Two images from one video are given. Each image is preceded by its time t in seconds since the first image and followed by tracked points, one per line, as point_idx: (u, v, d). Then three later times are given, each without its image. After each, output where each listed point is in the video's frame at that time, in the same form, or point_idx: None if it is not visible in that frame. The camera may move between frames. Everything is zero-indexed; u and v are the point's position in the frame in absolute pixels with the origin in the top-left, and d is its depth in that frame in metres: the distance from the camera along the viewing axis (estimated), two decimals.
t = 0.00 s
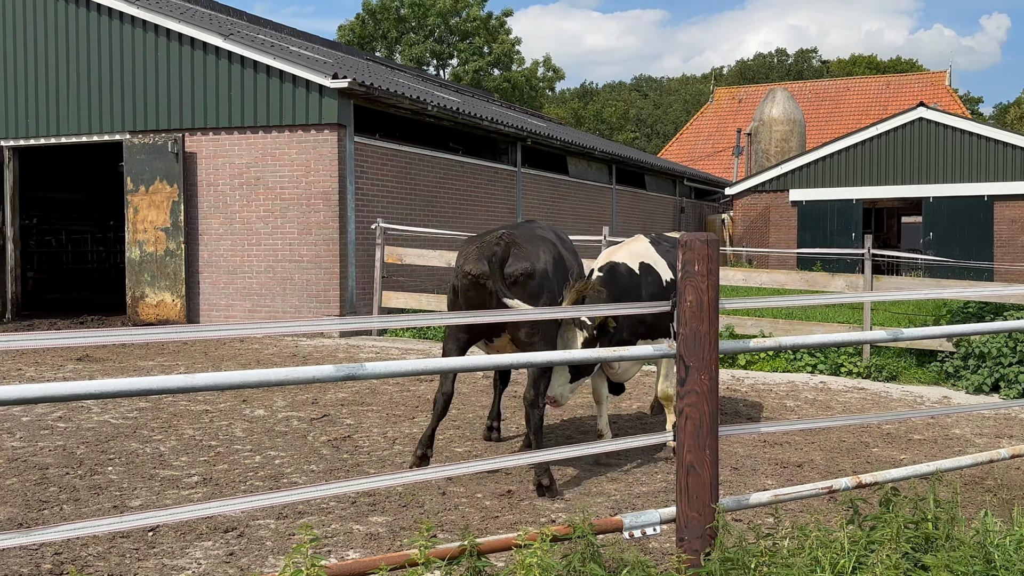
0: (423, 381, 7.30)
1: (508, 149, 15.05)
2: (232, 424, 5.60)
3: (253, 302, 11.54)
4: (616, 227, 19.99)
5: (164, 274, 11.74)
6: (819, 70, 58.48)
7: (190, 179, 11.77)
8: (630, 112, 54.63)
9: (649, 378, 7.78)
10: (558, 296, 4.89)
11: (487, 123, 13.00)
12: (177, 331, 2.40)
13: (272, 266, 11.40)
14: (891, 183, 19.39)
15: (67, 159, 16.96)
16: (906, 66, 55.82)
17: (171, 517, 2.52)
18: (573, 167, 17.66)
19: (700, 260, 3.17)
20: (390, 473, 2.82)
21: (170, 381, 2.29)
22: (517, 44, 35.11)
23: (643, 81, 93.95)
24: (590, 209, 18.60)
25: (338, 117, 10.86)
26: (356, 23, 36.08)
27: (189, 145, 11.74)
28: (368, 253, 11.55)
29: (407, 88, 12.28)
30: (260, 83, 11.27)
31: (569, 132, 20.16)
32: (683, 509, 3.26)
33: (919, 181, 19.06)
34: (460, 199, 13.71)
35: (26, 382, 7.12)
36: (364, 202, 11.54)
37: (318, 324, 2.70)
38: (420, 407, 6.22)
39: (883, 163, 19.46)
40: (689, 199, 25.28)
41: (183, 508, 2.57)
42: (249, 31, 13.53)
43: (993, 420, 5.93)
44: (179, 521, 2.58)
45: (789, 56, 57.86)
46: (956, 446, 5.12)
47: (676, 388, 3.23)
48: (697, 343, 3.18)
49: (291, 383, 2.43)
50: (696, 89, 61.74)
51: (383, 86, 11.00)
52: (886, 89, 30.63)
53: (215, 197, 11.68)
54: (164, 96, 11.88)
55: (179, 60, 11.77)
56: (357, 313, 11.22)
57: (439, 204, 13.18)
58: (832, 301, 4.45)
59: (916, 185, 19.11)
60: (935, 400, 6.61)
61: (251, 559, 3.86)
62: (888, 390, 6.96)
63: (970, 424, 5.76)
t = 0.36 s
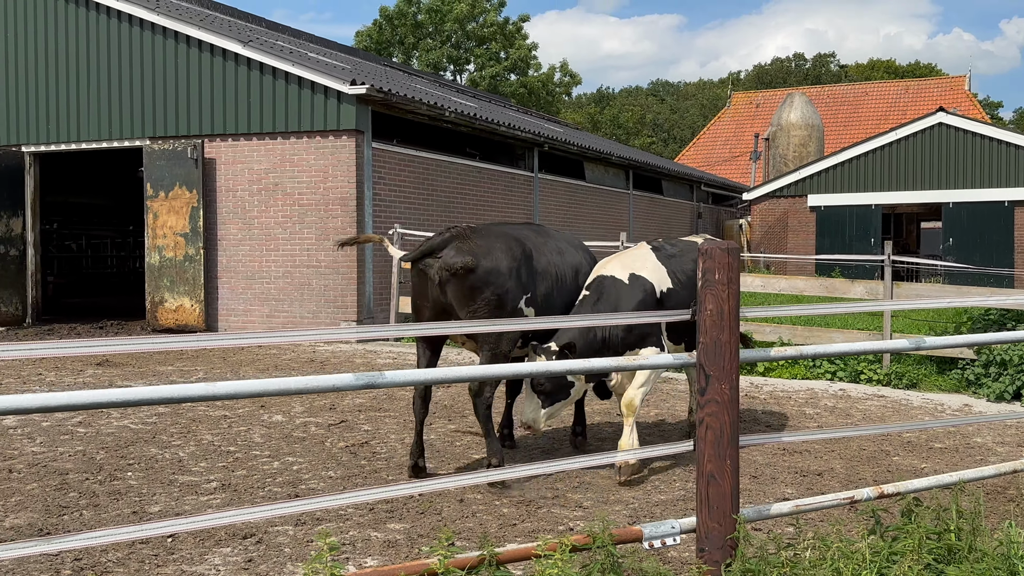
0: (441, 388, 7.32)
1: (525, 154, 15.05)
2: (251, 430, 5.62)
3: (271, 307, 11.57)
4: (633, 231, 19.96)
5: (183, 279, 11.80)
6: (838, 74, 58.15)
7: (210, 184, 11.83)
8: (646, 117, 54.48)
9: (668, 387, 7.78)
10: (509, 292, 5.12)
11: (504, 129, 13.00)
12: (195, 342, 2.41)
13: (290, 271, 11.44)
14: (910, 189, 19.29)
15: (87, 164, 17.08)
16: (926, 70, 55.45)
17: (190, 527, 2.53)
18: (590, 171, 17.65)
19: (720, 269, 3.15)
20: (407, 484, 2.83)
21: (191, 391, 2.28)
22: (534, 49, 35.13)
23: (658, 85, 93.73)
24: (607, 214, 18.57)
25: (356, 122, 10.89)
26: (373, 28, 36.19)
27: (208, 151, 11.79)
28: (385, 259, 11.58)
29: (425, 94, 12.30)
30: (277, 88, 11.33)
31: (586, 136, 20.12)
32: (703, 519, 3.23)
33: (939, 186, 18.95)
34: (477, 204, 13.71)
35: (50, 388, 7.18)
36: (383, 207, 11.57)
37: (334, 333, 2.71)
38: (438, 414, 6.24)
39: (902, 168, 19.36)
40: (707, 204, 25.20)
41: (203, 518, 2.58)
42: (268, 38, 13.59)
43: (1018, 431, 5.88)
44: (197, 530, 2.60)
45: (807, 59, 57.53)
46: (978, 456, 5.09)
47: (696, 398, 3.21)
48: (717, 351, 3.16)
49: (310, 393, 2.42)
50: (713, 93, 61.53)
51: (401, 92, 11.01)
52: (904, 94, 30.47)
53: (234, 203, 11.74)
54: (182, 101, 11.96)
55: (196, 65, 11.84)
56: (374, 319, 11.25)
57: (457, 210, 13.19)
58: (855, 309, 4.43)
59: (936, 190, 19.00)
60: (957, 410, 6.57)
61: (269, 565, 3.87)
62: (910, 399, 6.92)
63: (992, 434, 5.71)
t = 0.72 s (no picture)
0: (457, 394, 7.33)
1: (541, 159, 15.06)
2: (269, 435, 5.65)
3: (287, 312, 11.61)
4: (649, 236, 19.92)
5: (201, 284, 11.86)
6: (855, 77, 57.85)
7: (228, 190, 11.90)
8: (662, 121, 54.34)
9: (685, 393, 7.77)
10: (501, 293, 5.34)
11: (520, 134, 13.00)
12: (215, 348, 2.41)
13: (306, 276, 11.48)
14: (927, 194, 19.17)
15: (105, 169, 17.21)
16: (943, 74, 55.12)
17: (208, 533, 2.53)
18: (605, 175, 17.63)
19: (739, 275, 3.13)
20: (423, 490, 2.83)
21: (213, 396, 2.25)
22: (549, 54, 35.15)
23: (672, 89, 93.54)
24: (623, 218, 18.54)
25: (372, 127, 10.92)
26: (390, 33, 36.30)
27: (225, 156, 11.85)
28: (400, 263, 11.60)
29: (442, 99, 12.33)
30: (294, 94, 11.38)
31: (601, 140, 20.11)
32: (721, 526, 3.19)
33: (957, 191, 18.83)
34: (493, 209, 13.71)
35: (70, 393, 7.24)
36: (399, 212, 11.60)
37: (350, 339, 2.71)
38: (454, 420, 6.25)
39: (919, 173, 19.25)
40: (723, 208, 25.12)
41: (220, 524, 2.58)
42: (286, 45, 13.66)
43: None
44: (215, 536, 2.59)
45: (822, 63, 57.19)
46: (998, 462, 5.06)
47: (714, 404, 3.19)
48: (735, 358, 3.14)
49: (331, 398, 2.38)
50: (729, 98, 61.34)
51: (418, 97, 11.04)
52: (922, 98, 30.33)
53: (251, 208, 11.79)
54: (198, 107, 12.04)
55: (213, 70, 11.92)
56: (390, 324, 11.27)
57: (473, 214, 13.21)
58: (874, 314, 4.40)
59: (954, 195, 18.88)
60: (978, 416, 6.53)
61: (287, 570, 3.89)
62: (929, 405, 6.89)
63: (1012, 441, 5.67)
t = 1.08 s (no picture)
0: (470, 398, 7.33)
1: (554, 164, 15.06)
2: (283, 439, 5.67)
3: (302, 316, 11.65)
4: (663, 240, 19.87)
5: (216, 288, 11.92)
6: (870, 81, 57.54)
7: (243, 195, 11.96)
8: (675, 125, 54.22)
9: (699, 398, 7.74)
10: (487, 296, 5.44)
11: (533, 138, 13.00)
12: (230, 352, 2.42)
13: (320, 281, 11.53)
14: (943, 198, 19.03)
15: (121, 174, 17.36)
16: (960, 78, 54.75)
17: (224, 536, 2.54)
18: (618, 179, 17.61)
19: (752, 279, 3.11)
20: (439, 493, 2.82)
21: (228, 400, 2.25)
22: (563, 58, 35.16)
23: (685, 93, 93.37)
24: (637, 222, 18.50)
25: (386, 132, 10.97)
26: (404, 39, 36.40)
27: (240, 162, 11.92)
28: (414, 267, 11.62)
29: (455, 104, 12.35)
30: (308, 99, 11.44)
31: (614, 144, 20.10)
32: (735, 531, 3.16)
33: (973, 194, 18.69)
34: (506, 213, 13.73)
35: (86, 397, 7.29)
36: (412, 217, 11.62)
37: (364, 343, 2.72)
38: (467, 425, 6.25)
39: (935, 176, 19.12)
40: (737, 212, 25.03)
41: (237, 528, 2.59)
42: (301, 50, 13.74)
43: None
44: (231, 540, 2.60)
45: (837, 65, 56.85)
46: (1015, 467, 5.01)
47: (728, 409, 3.16)
48: (750, 363, 3.12)
49: (346, 402, 2.39)
50: (743, 101, 61.17)
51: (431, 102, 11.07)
52: (937, 101, 30.15)
53: (265, 212, 11.85)
54: (213, 112, 12.12)
55: (228, 76, 11.99)
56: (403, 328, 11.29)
57: (486, 219, 13.22)
58: (891, 319, 4.37)
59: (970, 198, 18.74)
60: (994, 421, 6.47)
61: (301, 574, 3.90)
62: (945, 410, 6.84)
63: None
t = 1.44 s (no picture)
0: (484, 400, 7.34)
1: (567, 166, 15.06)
2: (297, 441, 5.70)
3: (315, 319, 11.70)
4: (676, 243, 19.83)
5: (230, 291, 11.99)
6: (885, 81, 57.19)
7: (257, 198, 12.03)
8: (688, 127, 54.09)
9: (713, 401, 7.72)
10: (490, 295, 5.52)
11: (546, 141, 13.01)
12: (241, 355, 2.43)
13: (334, 284, 11.57)
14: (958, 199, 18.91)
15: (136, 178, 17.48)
16: (975, 78, 54.37)
17: (237, 539, 2.55)
18: (631, 181, 17.60)
19: (766, 281, 3.10)
20: (452, 497, 2.82)
21: (241, 403, 2.25)
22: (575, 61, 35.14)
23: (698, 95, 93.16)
24: (650, 224, 18.47)
25: (399, 136, 11.01)
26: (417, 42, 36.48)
27: (254, 165, 11.99)
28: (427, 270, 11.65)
29: (468, 107, 12.38)
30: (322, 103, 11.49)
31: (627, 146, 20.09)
32: (750, 534, 3.15)
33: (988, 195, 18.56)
34: (519, 216, 13.74)
35: (103, 400, 7.35)
36: (426, 220, 11.65)
37: (377, 345, 2.72)
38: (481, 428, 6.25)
39: (950, 178, 19.01)
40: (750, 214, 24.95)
41: (250, 531, 2.60)
42: (314, 54, 13.81)
43: None
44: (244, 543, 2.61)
45: (852, 66, 56.46)
46: None
47: (742, 411, 3.15)
48: (763, 366, 3.11)
49: (358, 405, 2.40)
50: (757, 103, 60.98)
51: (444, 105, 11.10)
52: (952, 102, 29.96)
53: (279, 216, 11.92)
54: (227, 116, 12.19)
55: (242, 80, 12.06)
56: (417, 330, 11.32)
57: (499, 221, 13.24)
58: (905, 321, 4.34)
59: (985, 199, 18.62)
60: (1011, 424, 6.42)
61: None
62: (961, 412, 6.79)
63: None
